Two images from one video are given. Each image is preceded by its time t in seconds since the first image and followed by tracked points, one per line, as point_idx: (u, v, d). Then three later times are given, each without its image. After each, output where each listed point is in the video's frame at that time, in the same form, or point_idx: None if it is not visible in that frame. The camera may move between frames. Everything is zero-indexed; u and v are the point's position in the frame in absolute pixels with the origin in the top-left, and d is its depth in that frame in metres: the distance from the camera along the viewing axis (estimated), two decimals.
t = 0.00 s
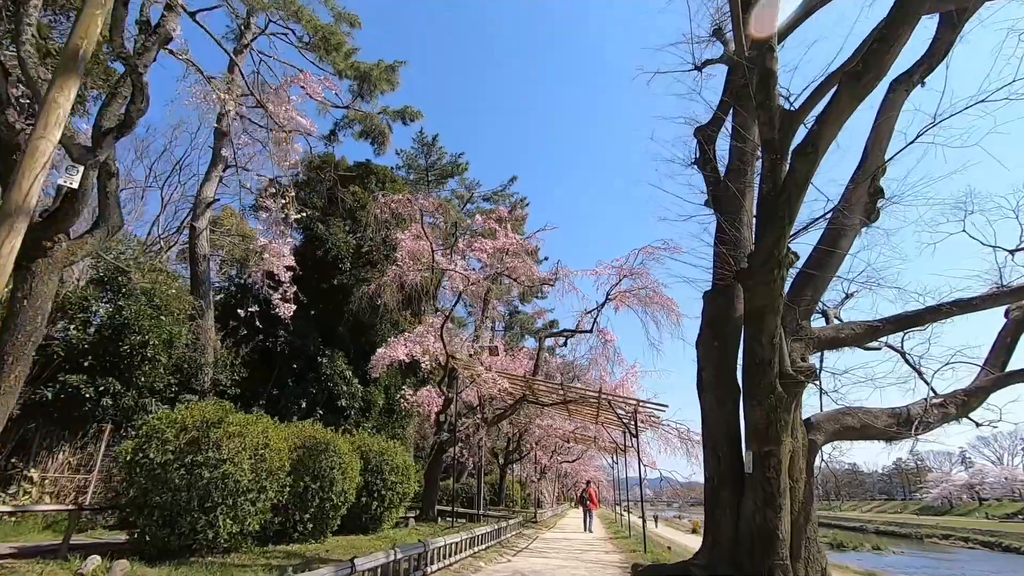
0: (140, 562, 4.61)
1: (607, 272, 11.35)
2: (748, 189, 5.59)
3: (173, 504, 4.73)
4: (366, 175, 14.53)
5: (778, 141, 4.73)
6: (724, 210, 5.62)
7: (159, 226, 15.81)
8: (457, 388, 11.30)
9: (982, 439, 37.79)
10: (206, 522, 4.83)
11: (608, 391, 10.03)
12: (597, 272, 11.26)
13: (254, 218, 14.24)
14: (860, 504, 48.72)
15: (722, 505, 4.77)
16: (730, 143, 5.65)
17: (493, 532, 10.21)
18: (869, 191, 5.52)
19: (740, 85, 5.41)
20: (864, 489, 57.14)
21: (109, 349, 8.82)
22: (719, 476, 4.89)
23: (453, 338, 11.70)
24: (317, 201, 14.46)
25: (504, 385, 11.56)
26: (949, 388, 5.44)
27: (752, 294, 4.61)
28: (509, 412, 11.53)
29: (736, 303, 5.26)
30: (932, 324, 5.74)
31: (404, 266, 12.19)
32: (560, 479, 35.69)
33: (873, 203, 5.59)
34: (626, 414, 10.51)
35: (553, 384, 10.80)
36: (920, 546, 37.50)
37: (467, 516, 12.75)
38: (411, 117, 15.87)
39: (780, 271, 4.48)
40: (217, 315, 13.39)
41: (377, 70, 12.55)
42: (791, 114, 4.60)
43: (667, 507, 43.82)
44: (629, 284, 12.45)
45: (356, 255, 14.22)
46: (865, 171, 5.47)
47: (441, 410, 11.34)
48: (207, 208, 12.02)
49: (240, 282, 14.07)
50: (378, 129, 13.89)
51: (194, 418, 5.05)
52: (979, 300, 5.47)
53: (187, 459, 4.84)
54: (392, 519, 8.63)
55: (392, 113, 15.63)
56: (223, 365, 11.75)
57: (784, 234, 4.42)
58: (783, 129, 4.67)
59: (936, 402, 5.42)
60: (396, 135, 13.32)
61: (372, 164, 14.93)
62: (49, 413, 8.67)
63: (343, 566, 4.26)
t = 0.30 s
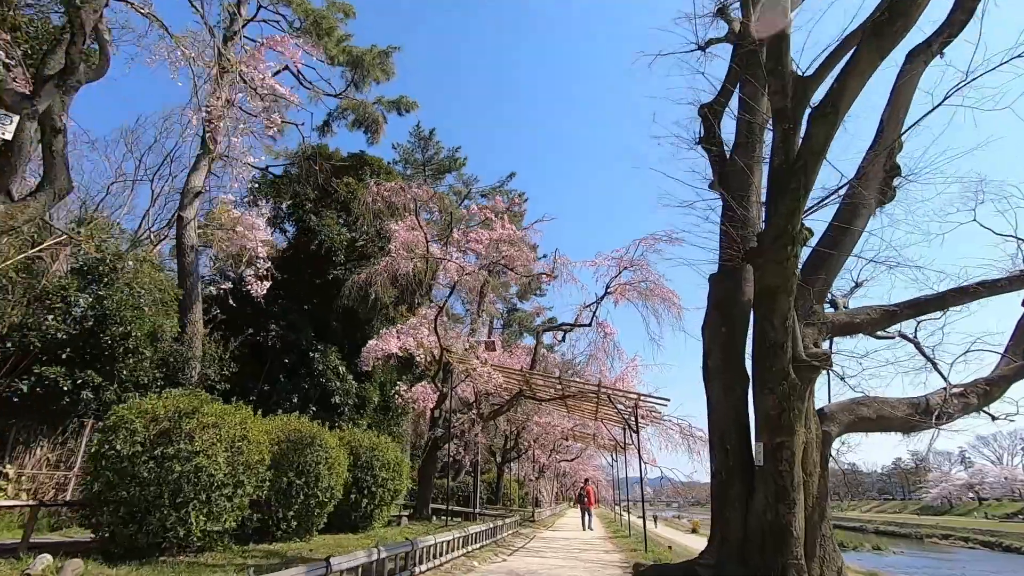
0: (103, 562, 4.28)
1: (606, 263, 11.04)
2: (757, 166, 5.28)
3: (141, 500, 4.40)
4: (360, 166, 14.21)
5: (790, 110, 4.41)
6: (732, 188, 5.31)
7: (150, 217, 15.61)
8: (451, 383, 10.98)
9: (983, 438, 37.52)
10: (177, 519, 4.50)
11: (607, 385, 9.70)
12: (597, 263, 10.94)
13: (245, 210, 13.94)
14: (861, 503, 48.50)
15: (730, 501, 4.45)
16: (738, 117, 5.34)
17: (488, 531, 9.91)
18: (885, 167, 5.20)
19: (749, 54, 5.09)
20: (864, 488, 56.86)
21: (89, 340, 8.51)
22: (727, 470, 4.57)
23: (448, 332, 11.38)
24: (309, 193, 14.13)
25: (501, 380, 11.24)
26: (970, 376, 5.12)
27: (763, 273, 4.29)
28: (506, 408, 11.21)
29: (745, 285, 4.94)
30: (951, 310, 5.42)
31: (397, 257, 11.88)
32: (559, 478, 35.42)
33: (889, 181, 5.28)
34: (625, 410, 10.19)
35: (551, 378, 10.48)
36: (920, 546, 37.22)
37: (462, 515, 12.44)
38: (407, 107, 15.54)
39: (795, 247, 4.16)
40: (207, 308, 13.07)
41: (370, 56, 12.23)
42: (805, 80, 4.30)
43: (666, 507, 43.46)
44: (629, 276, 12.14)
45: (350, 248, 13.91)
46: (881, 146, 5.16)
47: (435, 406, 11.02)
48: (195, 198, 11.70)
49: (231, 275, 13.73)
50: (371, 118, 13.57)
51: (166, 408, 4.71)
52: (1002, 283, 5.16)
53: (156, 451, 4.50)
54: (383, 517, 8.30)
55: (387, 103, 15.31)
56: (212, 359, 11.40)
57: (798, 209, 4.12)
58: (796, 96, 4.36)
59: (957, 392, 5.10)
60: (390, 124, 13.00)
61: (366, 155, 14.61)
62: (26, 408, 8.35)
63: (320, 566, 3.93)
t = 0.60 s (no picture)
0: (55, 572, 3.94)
1: (604, 258, 10.71)
2: (764, 148, 4.95)
3: (99, 505, 4.07)
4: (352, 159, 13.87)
5: (801, 84, 4.09)
6: (737, 172, 4.97)
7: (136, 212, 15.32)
8: (444, 381, 10.66)
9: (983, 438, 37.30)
10: (140, 525, 4.17)
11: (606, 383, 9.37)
12: (594, 258, 10.61)
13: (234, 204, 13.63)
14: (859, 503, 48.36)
15: (737, 506, 4.12)
16: (743, 96, 5.01)
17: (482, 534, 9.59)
18: (900, 149, 4.88)
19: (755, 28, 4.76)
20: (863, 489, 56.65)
21: (65, 336, 8.16)
22: (733, 472, 4.24)
23: (441, 328, 11.05)
24: (300, 187, 13.78)
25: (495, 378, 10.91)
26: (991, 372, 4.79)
27: (772, 259, 3.96)
28: (500, 407, 10.88)
29: (752, 274, 4.61)
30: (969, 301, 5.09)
31: (388, 251, 11.54)
32: (557, 478, 35.21)
33: (904, 164, 4.94)
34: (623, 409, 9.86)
35: (546, 376, 10.16)
36: (920, 547, 37.00)
37: (456, 517, 12.11)
38: (400, 100, 15.19)
39: (808, 230, 3.83)
40: (194, 304, 12.73)
41: (360, 45, 11.91)
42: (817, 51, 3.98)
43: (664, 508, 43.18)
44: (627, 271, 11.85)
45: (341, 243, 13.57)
46: (896, 127, 4.83)
47: (428, 405, 10.69)
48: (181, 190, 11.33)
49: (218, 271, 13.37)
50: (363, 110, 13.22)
51: (129, 405, 4.37)
52: None
53: (117, 452, 4.17)
54: (371, 520, 7.97)
55: (380, 95, 14.97)
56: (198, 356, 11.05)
57: (810, 190, 3.79)
58: (807, 69, 4.04)
59: (977, 388, 4.78)
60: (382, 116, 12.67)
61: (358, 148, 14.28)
62: None
63: None
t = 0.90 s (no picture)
0: None
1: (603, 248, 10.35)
2: (774, 118, 4.61)
3: (49, 500, 3.71)
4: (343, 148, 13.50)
5: (817, 41, 3.75)
6: (746, 144, 4.64)
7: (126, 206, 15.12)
8: (437, 375, 10.30)
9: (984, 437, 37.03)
10: (95, 523, 3.81)
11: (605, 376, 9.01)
12: (593, 248, 10.26)
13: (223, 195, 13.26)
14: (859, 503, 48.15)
15: (746, 501, 3.78)
16: (751, 63, 4.67)
17: (475, 533, 9.25)
18: (920, 119, 4.54)
19: None
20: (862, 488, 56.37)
21: (38, 326, 7.75)
22: (741, 465, 3.89)
23: (434, 321, 10.70)
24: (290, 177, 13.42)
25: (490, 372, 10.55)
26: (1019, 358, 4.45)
27: (786, 231, 3.62)
28: (495, 402, 10.53)
29: (762, 252, 4.28)
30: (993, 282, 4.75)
31: (380, 242, 11.19)
32: (555, 478, 34.93)
33: (924, 135, 4.61)
34: (623, 403, 9.51)
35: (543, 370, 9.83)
36: (920, 546, 36.75)
37: (450, 516, 11.76)
38: (394, 89, 14.84)
39: (826, 199, 3.49)
40: (181, 297, 12.36)
41: (352, 29, 11.56)
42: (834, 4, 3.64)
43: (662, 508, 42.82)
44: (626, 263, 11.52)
45: (332, 235, 13.21)
46: (916, 95, 4.50)
47: (420, 399, 10.34)
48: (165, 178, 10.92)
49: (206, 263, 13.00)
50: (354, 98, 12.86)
51: (86, 393, 4.01)
52: None
53: (71, 442, 3.80)
54: (359, 518, 7.62)
55: (373, 84, 14.61)
56: (182, 350, 10.66)
57: (828, 154, 3.46)
58: (824, 25, 3.70)
59: (1004, 375, 4.43)
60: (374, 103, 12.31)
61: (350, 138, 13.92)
62: None
63: None
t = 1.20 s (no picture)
0: None
1: (602, 240, 10.01)
2: (785, 90, 4.29)
3: None
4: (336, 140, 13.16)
5: None
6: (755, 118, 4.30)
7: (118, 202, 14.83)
8: (431, 371, 9.95)
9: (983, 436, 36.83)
10: (42, 529, 3.45)
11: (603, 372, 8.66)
12: (591, 240, 9.93)
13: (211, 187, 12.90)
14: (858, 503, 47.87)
15: (759, 503, 3.44)
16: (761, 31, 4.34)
17: (469, 535, 8.91)
18: (945, 89, 4.21)
19: None
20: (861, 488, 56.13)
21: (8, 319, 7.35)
22: (753, 463, 3.54)
23: (427, 315, 10.34)
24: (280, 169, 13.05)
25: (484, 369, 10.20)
26: None
27: (804, 205, 3.29)
28: (490, 400, 10.18)
29: (774, 232, 3.93)
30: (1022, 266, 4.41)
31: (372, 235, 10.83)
32: (553, 478, 34.63)
33: (949, 108, 4.27)
34: (622, 401, 9.15)
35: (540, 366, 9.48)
36: (919, 546, 36.51)
37: (444, 518, 11.41)
38: (388, 80, 14.49)
39: (849, 168, 3.16)
40: (167, 292, 12.00)
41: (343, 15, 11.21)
42: None
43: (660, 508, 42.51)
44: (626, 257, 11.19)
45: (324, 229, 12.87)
46: (941, 64, 4.16)
47: (412, 397, 9.98)
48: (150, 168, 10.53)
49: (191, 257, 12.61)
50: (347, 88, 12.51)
51: (37, 385, 3.66)
52: None
53: (16, 439, 3.45)
54: (346, 519, 7.28)
55: (366, 75, 14.27)
56: (166, 346, 10.29)
57: (852, 120, 3.12)
58: None
59: None
60: (366, 91, 11.97)
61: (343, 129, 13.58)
62: None
63: None
